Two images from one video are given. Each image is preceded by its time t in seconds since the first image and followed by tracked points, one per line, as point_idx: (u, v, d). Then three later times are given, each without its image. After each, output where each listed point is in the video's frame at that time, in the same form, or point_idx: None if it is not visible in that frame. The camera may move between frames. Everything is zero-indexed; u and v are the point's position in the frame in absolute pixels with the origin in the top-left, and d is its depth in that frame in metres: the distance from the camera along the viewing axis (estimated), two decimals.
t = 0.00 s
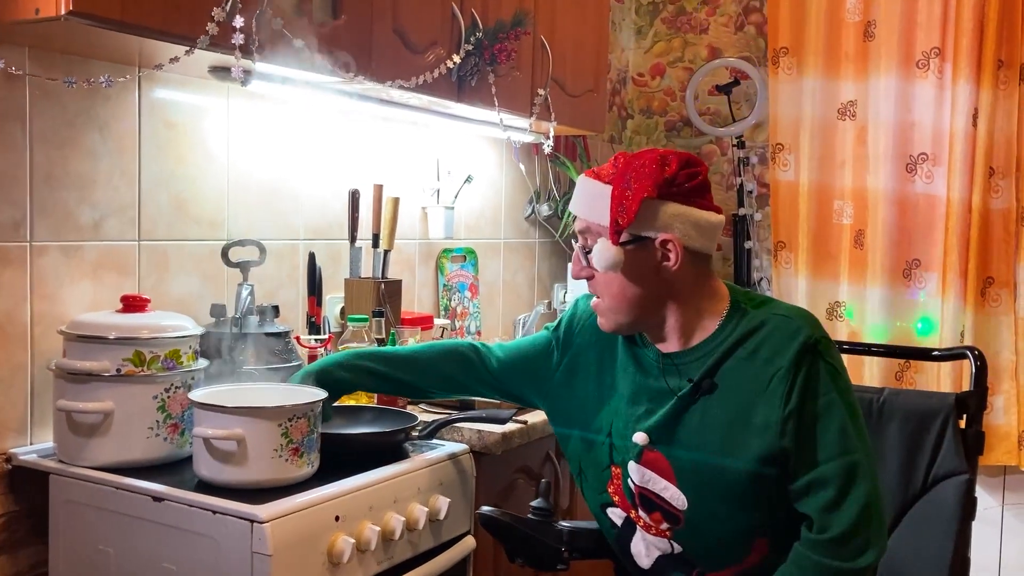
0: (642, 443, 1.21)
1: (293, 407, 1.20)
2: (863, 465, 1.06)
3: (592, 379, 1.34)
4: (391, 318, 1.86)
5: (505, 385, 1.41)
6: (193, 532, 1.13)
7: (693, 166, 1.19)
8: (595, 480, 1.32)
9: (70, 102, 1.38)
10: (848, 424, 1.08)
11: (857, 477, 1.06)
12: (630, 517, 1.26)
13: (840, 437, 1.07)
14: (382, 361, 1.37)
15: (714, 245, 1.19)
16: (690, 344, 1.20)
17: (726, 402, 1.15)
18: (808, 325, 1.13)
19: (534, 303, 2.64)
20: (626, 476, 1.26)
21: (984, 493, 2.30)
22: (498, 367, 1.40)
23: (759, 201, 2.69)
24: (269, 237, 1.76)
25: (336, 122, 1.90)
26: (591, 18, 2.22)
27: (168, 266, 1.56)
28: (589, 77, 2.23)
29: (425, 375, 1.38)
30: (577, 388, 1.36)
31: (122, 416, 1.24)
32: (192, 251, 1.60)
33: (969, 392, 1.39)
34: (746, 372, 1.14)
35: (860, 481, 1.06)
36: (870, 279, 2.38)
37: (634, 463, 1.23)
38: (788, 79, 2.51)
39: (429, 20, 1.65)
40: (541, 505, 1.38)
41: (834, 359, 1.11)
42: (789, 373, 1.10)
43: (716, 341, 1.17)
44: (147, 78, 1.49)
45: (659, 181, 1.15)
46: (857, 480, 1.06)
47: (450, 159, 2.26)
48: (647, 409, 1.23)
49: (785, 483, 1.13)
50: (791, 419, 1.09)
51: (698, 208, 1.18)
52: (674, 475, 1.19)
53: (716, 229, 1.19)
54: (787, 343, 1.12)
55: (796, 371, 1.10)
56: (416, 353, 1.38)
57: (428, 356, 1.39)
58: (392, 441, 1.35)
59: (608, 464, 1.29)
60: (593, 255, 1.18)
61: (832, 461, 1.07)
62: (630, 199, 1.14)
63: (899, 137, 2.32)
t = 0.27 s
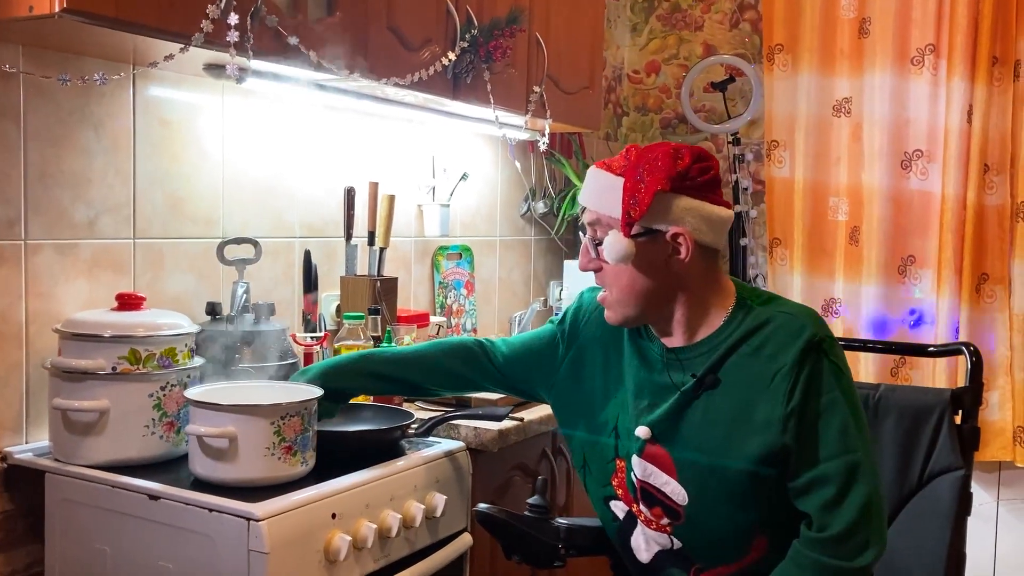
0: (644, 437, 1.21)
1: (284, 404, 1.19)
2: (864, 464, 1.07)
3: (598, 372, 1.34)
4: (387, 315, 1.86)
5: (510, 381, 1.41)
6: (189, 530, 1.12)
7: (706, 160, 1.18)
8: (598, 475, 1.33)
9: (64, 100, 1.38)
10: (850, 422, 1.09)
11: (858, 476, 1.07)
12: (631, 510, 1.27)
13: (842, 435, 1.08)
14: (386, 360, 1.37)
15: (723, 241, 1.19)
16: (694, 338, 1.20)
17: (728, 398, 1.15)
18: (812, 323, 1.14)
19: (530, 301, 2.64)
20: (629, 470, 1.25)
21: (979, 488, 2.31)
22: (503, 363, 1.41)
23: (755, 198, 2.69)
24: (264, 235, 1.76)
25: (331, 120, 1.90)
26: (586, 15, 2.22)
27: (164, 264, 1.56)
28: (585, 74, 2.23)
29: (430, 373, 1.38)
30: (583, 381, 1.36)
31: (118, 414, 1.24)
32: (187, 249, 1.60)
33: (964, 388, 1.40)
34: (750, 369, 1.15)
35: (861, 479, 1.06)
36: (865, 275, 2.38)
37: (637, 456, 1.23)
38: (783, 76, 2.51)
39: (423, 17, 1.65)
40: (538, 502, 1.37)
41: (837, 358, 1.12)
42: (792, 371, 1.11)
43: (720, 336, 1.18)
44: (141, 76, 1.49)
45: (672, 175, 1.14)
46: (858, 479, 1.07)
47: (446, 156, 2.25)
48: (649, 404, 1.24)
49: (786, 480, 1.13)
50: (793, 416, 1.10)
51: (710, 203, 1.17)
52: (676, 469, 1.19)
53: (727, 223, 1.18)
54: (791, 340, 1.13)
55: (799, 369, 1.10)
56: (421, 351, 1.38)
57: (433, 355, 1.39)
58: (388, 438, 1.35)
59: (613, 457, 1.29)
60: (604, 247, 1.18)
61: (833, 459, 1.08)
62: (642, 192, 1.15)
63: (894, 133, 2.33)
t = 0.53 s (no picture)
0: (652, 430, 1.22)
1: (271, 404, 1.18)
2: (868, 462, 1.07)
3: (608, 368, 1.35)
4: (384, 313, 1.86)
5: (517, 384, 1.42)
6: (186, 529, 1.12)
7: (722, 153, 1.20)
8: (606, 470, 1.33)
9: (60, 98, 1.37)
10: (856, 419, 1.09)
11: (861, 473, 1.07)
12: (634, 507, 1.27)
13: (849, 431, 1.08)
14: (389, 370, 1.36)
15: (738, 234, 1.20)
16: (704, 332, 1.21)
17: (737, 391, 1.16)
18: (823, 320, 1.14)
19: (527, 298, 2.64)
20: (635, 466, 1.26)
21: (975, 485, 2.32)
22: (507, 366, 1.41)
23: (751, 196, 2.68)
24: (261, 233, 1.76)
25: (327, 118, 1.90)
26: (583, 12, 2.22)
27: (160, 263, 1.56)
28: (581, 72, 2.23)
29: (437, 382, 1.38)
30: (592, 378, 1.38)
31: (114, 413, 1.24)
32: (183, 247, 1.60)
33: (961, 384, 1.40)
34: (759, 363, 1.15)
35: (864, 477, 1.06)
36: (861, 273, 2.39)
37: (643, 450, 1.24)
38: (780, 74, 2.52)
39: (420, 15, 1.65)
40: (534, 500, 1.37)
41: (847, 355, 1.12)
42: (801, 366, 1.11)
43: (733, 330, 1.18)
44: (137, 74, 1.49)
45: (689, 167, 1.15)
46: (861, 476, 1.07)
47: (442, 154, 2.25)
48: (658, 398, 1.24)
49: (790, 476, 1.14)
50: (801, 411, 1.10)
51: (725, 195, 1.18)
52: (681, 463, 1.20)
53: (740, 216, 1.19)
54: (801, 336, 1.13)
55: (809, 364, 1.11)
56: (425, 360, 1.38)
57: (435, 362, 1.39)
58: (385, 436, 1.35)
59: (621, 453, 1.29)
60: (620, 238, 1.18)
61: (838, 455, 1.08)
62: (659, 183, 1.15)
63: (891, 131, 2.33)
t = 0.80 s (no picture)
0: (659, 428, 1.22)
1: (268, 404, 1.18)
2: (877, 466, 1.08)
3: (615, 364, 1.35)
4: (381, 313, 1.86)
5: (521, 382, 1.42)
6: (183, 528, 1.12)
7: (737, 151, 1.20)
8: (613, 468, 1.33)
9: (56, 97, 1.37)
10: (866, 423, 1.09)
11: (870, 477, 1.07)
12: (641, 504, 1.27)
13: (858, 436, 1.08)
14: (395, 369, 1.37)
15: (750, 232, 1.20)
16: (715, 331, 1.21)
17: (746, 392, 1.16)
18: (834, 323, 1.14)
19: (524, 298, 2.64)
20: (641, 463, 1.26)
21: (972, 484, 2.32)
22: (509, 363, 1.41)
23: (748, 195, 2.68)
24: (258, 232, 1.76)
25: (324, 117, 1.89)
26: (580, 12, 2.22)
27: (157, 262, 1.55)
28: (578, 71, 2.23)
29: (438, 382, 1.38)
30: (599, 374, 1.38)
31: (111, 412, 1.24)
32: (180, 247, 1.59)
33: (958, 383, 1.40)
34: (770, 365, 1.15)
35: (873, 481, 1.07)
36: (858, 272, 2.39)
37: (651, 448, 1.24)
38: (776, 73, 2.52)
39: (416, 14, 1.65)
40: (532, 499, 1.37)
41: (857, 358, 1.12)
42: (812, 369, 1.11)
43: (745, 329, 1.18)
44: (134, 73, 1.49)
45: (705, 164, 1.16)
46: (870, 480, 1.07)
47: (439, 154, 2.25)
48: (667, 396, 1.24)
49: (798, 476, 1.14)
50: (812, 413, 1.10)
51: (739, 193, 1.19)
52: (689, 462, 1.20)
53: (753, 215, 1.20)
54: (812, 338, 1.13)
55: (820, 367, 1.11)
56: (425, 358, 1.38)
57: (445, 360, 1.39)
58: (382, 435, 1.35)
59: (627, 450, 1.29)
60: (635, 233, 1.17)
61: (847, 459, 1.08)
62: (675, 179, 1.15)
63: (887, 130, 2.34)
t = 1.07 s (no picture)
0: (663, 428, 1.22)
1: (266, 404, 1.18)
2: (879, 468, 1.08)
3: (616, 364, 1.35)
4: (379, 313, 1.85)
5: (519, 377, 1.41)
6: (181, 528, 1.12)
7: (742, 151, 1.20)
8: (614, 467, 1.33)
9: (54, 97, 1.37)
10: (870, 426, 1.09)
11: (872, 479, 1.08)
12: (641, 503, 1.27)
13: (862, 438, 1.09)
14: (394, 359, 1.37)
15: (756, 232, 1.20)
16: (720, 332, 1.21)
17: (751, 393, 1.16)
18: (840, 325, 1.14)
19: (522, 298, 2.64)
20: (643, 462, 1.26)
21: (970, 484, 2.32)
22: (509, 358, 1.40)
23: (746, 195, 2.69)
24: (256, 233, 1.76)
25: (322, 118, 1.89)
26: (578, 12, 2.22)
27: (155, 262, 1.55)
28: (577, 71, 2.23)
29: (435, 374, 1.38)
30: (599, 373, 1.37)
31: (109, 413, 1.24)
32: (178, 247, 1.59)
33: (956, 383, 1.41)
34: (775, 366, 1.15)
35: (875, 483, 1.08)
36: (856, 272, 2.39)
37: (653, 448, 1.24)
38: (774, 74, 2.52)
39: (415, 14, 1.65)
40: (531, 499, 1.37)
41: (862, 361, 1.12)
42: (818, 371, 1.11)
43: (750, 330, 1.18)
44: (132, 73, 1.49)
45: (710, 163, 1.15)
46: (872, 482, 1.08)
47: (437, 154, 2.25)
48: (669, 396, 1.24)
49: (800, 478, 1.14)
50: (817, 416, 1.10)
51: (744, 193, 1.19)
52: (692, 463, 1.20)
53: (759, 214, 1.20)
54: (818, 340, 1.13)
55: (825, 369, 1.11)
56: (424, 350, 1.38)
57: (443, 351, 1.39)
58: (381, 435, 1.35)
59: (628, 449, 1.30)
60: (639, 234, 1.18)
61: (849, 461, 1.08)
62: (679, 180, 1.15)
63: (885, 130, 2.34)
